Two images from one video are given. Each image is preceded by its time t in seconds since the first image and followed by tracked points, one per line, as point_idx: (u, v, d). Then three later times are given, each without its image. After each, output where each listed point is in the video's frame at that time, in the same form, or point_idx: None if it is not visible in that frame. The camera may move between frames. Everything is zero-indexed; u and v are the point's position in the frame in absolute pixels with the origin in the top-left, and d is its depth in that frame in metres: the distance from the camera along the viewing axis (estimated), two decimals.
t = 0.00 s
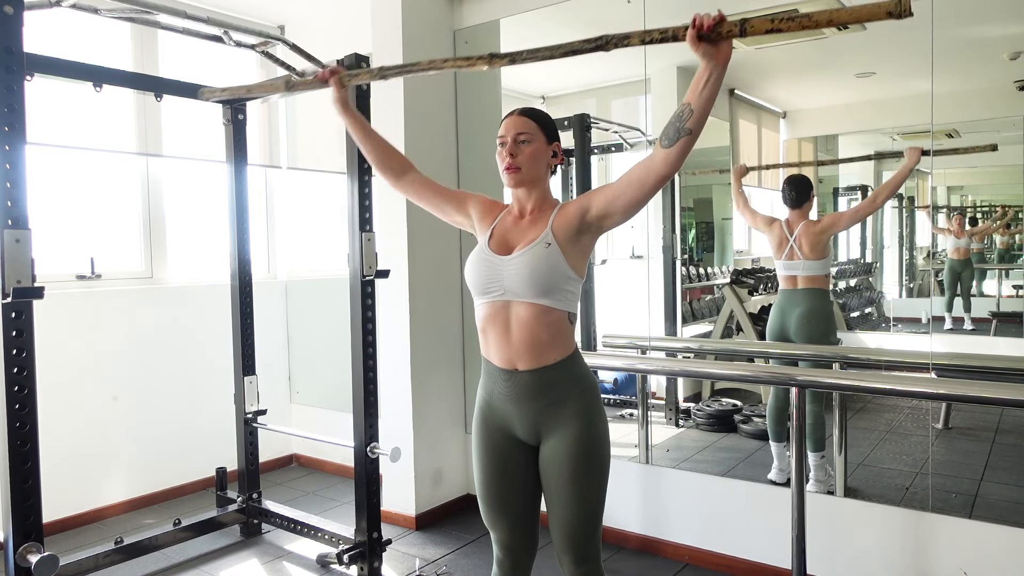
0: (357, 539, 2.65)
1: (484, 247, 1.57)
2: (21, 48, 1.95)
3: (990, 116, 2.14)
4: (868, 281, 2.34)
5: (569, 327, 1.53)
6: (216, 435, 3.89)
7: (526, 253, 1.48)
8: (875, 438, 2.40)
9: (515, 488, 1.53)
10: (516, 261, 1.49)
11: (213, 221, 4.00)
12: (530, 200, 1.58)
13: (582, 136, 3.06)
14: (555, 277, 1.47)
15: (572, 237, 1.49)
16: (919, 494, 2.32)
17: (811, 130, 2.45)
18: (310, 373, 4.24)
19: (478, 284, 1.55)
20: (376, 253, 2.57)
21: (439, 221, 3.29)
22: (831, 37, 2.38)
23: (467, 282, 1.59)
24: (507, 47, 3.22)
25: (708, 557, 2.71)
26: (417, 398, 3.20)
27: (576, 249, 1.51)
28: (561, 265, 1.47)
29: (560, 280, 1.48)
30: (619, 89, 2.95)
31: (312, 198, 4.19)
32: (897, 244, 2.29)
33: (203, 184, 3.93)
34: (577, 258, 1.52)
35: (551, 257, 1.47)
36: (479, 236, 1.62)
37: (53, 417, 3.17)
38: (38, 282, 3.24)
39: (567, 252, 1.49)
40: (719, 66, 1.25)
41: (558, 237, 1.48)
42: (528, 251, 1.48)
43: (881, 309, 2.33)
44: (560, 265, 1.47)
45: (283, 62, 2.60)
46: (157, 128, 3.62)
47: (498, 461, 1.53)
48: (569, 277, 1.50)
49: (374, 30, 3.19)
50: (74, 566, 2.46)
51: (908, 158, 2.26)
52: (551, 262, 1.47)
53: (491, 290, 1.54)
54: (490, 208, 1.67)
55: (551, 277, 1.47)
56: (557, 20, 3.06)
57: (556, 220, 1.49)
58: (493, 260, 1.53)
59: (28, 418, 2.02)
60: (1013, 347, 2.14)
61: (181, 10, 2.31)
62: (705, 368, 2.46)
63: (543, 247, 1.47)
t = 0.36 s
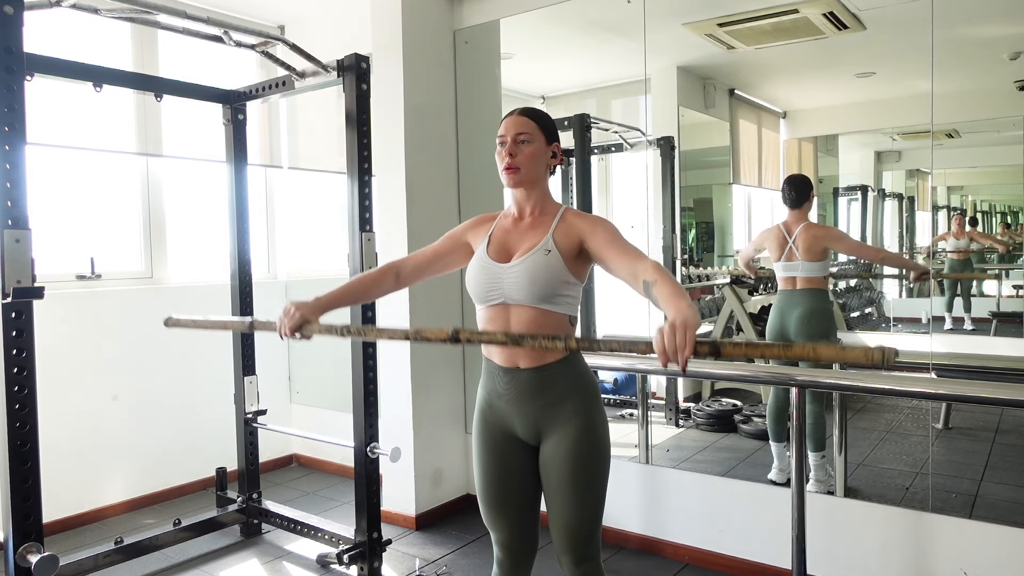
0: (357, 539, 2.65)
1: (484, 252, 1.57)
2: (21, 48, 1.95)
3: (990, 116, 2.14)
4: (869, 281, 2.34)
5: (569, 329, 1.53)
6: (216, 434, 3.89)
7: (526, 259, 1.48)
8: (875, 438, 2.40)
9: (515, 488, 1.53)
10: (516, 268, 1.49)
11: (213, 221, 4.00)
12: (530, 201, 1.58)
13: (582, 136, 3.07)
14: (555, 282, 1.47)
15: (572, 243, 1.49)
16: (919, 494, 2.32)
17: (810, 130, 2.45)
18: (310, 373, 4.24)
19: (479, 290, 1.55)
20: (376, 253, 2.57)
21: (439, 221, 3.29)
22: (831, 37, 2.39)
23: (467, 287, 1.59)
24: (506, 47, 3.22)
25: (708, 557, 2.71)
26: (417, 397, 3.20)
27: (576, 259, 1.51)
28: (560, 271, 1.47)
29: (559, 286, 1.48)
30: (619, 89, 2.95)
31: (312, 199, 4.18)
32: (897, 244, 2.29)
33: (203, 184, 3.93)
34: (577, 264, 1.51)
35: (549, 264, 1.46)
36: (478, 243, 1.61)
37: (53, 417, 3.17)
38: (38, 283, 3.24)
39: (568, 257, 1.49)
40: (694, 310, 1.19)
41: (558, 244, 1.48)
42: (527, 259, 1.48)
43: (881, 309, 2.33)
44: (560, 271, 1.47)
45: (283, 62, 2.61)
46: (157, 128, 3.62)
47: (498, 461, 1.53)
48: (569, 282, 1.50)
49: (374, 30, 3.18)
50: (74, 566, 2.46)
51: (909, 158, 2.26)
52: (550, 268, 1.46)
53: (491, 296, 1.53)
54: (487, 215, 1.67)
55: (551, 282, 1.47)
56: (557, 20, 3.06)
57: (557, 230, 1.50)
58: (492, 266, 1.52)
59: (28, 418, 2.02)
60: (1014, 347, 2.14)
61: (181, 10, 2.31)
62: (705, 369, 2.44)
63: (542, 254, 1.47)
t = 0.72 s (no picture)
0: (357, 539, 2.65)
1: (484, 253, 1.56)
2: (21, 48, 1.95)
3: (990, 116, 2.14)
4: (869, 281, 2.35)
5: (569, 332, 1.53)
6: (216, 434, 3.89)
7: (526, 260, 1.48)
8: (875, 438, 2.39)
9: (514, 488, 1.53)
10: (516, 269, 1.49)
11: (213, 221, 4.00)
12: (529, 201, 1.58)
13: (582, 136, 3.06)
14: (555, 284, 1.47)
15: (572, 245, 1.49)
16: (919, 494, 2.32)
17: (810, 130, 2.45)
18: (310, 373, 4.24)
19: (478, 292, 1.55)
20: (376, 253, 2.57)
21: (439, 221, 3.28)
22: (831, 37, 2.39)
23: (467, 288, 1.59)
24: (506, 47, 3.22)
25: (708, 557, 2.71)
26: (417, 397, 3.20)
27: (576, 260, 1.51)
28: (560, 273, 1.47)
29: (559, 287, 1.48)
30: (619, 89, 2.95)
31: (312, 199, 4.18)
32: (897, 244, 2.29)
33: (203, 184, 3.92)
34: (576, 266, 1.52)
35: (549, 266, 1.47)
36: (477, 244, 1.60)
37: (53, 417, 3.17)
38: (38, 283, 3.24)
39: (568, 259, 1.49)
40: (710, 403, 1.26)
41: (558, 246, 1.48)
42: (527, 260, 1.48)
43: (881, 310, 2.34)
44: (560, 272, 1.47)
45: (283, 62, 2.61)
46: (157, 128, 3.62)
47: (497, 462, 1.53)
48: (569, 284, 1.50)
49: (374, 30, 3.18)
50: (74, 566, 2.46)
51: (909, 158, 2.26)
52: (550, 269, 1.47)
53: (490, 297, 1.53)
54: (485, 218, 1.66)
55: (551, 284, 1.47)
56: (557, 20, 3.06)
57: (558, 233, 1.50)
58: (492, 267, 1.52)
59: (28, 418, 2.02)
60: (1014, 347, 2.14)
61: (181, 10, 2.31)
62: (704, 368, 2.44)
63: (542, 255, 1.47)
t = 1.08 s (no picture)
0: (357, 539, 2.65)
1: (485, 254, 1.56)
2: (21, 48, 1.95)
3: (991, 116, 2.14)
4: (869, 281, 2.35)
5: (571, 333, 1.53)
6: (216, 434, 3.89)
7: (526, 262, 1.48)
8: (875, 438, 2.40)
9: (516, 488, 1.53)
10: (517, 271, 1.49)
11: (213, 221, 4.00)
12: (529, 201, 1.58)
13: (582, 136, 3.06)
14: (556, 286, 1.47)
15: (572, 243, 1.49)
16: (919, 494, 2.32)
17: (810, 130, 2.45)
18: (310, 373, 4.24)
19: (480, 293, 1.55)
20: (376, 253, 2.57)
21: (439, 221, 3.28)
22: (831, 37, 2.39)
23: (469, 292, 1.59)
24: (506, 47, 3.22)
25: (708, 557, 2.71)
26: (417, 397, 3.20)
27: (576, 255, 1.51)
28: (561, 274, 1.47)
29: (560, 289, 1.48)
30: (619, 89, 2.95)
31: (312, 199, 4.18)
32: (897, 244, 2.29)
33: (203, 184, 3.93)
34: (576, 266, 1.52)
35: (550, 267, 1.46)
36: (478, 245, 1.60)
37: (52, 417, 3.17)
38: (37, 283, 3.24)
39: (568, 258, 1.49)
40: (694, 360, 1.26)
41: (558, 246, 1.48)
42: (528, 261, 1.48)
43: (881, 309, 2.33)
44: (561, 274, 1.47)
45: (283, 62, 2.61)
46: (157, 129, 3.62)
47: (498, 462, 1.53)
48: (570, 285, 1.50)
49: (374, 30, 3.19)
50: (74, 566, 2.46)
51: (910, 158, 2.26)
52: (551, 271, 1.47)
53: (492, 300, 1.53)
54: (484, 219, 1.67)
55: (552, 286, 1.47)
56: (557, 20, 3.06)
57: (558, 233, 1.50)
58: (493, 270, 1.52)
59: (28, 418, 2.02)
60: (1013, 347, 2.14)
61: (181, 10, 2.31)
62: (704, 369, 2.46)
63: (543, 257, 1.47)
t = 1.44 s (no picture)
0: (357, 539, 2.65)
1: (483, 252, 1.57)
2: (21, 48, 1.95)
3: (991, 116, 2.14)
4: (868, 281, 2.34)
5: (567, 330, 1.53)
6: (217, 434, 3.90)
7: (523, 257, 1.48)
8: (875, 438, 2.40)
9: (514, 490, 1.53)
10: (514, 266, 1.48)
11: (213, 221, 4.00)
12: (527, 200, 1.58)
13: (582, 136, 3.06)
14: (553, 282, 1.47)
15: (567, 234, 1.48)
16: (919, 494, 2.32)
17: (810, 130, 2.45)
18: (310, 373, 4.24)
19: (477, 291, 1.55)
20: (376, 252, 2.57)
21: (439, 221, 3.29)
22: (830, 37, 2.38)
23: (465, 286, 1.59)
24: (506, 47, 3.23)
25: (708, 557, 2.71)
26: (417, 397, 3.20)
27: (573, 249, 1.50)
28: (558, 270, 1.47)
29: (557, 285, 1.48)
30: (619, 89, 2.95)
31: (313, 199, 4.19)
32: (897, 244, 2.29)
33: (203, 184, 3.93)
34: (574, 260, 1.51)
35: (548, 262, 1.46)
36: (476, 241, 1.61)
37: (52, 417, 3.17)
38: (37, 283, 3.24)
39: (564, 254, 1.49)
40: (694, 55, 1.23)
41: (555, 240, 1.48)
42: (524, 261, 1.47)
43: (881, 309, 2.33)
44: (558, 269, 1.47)
45: (283, 62, 2.61)
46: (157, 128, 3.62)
47: (496, 463, 1.53)
48: (566, 282, 1.49)
49: (374, 30, 3.19)
50: (74, 566, 2.46)
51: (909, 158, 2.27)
52: (548, 267, 1.46)
53: (488, 296, 1.53)
54: (487, 213, 1.67)
55: (549, 283, 1.47)
56: (557, 20, 3.06)
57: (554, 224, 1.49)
58: (489, 264, 1.52)
59: (28, 418, 2.02)
60: (1013, 347, 2.15)
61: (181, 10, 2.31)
62: (704, 368, 2.45)
63: (540, 251, 1.47)
